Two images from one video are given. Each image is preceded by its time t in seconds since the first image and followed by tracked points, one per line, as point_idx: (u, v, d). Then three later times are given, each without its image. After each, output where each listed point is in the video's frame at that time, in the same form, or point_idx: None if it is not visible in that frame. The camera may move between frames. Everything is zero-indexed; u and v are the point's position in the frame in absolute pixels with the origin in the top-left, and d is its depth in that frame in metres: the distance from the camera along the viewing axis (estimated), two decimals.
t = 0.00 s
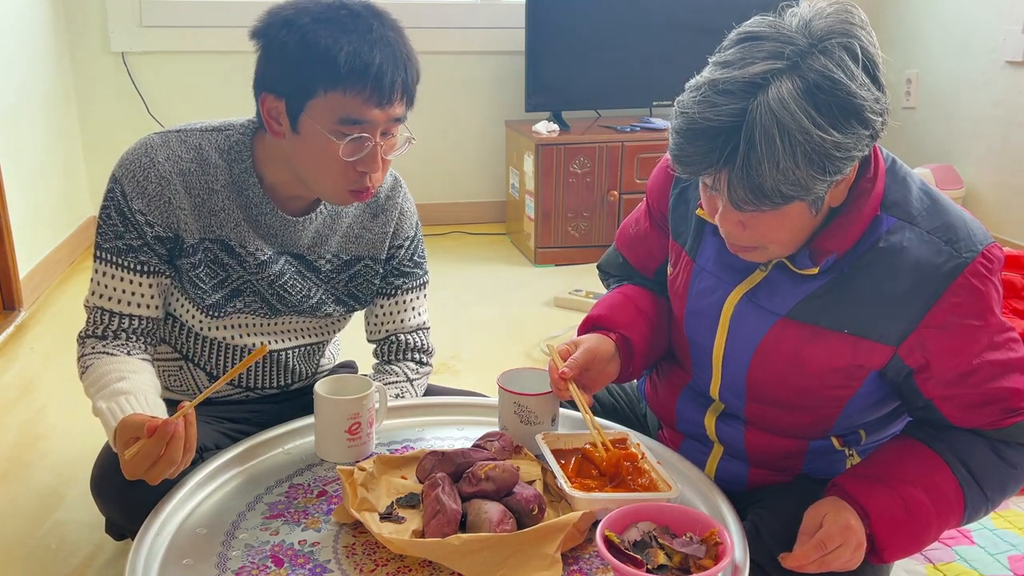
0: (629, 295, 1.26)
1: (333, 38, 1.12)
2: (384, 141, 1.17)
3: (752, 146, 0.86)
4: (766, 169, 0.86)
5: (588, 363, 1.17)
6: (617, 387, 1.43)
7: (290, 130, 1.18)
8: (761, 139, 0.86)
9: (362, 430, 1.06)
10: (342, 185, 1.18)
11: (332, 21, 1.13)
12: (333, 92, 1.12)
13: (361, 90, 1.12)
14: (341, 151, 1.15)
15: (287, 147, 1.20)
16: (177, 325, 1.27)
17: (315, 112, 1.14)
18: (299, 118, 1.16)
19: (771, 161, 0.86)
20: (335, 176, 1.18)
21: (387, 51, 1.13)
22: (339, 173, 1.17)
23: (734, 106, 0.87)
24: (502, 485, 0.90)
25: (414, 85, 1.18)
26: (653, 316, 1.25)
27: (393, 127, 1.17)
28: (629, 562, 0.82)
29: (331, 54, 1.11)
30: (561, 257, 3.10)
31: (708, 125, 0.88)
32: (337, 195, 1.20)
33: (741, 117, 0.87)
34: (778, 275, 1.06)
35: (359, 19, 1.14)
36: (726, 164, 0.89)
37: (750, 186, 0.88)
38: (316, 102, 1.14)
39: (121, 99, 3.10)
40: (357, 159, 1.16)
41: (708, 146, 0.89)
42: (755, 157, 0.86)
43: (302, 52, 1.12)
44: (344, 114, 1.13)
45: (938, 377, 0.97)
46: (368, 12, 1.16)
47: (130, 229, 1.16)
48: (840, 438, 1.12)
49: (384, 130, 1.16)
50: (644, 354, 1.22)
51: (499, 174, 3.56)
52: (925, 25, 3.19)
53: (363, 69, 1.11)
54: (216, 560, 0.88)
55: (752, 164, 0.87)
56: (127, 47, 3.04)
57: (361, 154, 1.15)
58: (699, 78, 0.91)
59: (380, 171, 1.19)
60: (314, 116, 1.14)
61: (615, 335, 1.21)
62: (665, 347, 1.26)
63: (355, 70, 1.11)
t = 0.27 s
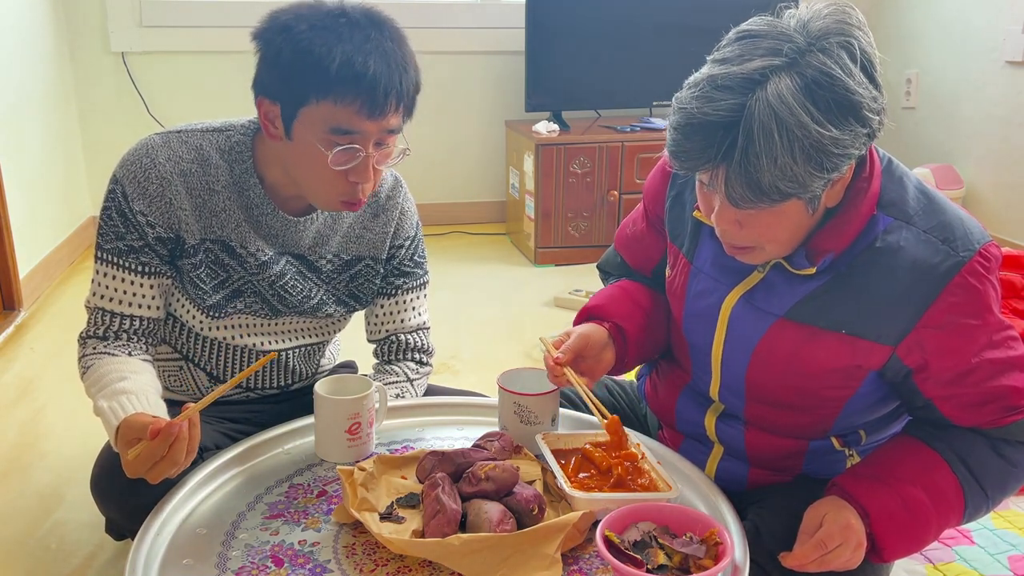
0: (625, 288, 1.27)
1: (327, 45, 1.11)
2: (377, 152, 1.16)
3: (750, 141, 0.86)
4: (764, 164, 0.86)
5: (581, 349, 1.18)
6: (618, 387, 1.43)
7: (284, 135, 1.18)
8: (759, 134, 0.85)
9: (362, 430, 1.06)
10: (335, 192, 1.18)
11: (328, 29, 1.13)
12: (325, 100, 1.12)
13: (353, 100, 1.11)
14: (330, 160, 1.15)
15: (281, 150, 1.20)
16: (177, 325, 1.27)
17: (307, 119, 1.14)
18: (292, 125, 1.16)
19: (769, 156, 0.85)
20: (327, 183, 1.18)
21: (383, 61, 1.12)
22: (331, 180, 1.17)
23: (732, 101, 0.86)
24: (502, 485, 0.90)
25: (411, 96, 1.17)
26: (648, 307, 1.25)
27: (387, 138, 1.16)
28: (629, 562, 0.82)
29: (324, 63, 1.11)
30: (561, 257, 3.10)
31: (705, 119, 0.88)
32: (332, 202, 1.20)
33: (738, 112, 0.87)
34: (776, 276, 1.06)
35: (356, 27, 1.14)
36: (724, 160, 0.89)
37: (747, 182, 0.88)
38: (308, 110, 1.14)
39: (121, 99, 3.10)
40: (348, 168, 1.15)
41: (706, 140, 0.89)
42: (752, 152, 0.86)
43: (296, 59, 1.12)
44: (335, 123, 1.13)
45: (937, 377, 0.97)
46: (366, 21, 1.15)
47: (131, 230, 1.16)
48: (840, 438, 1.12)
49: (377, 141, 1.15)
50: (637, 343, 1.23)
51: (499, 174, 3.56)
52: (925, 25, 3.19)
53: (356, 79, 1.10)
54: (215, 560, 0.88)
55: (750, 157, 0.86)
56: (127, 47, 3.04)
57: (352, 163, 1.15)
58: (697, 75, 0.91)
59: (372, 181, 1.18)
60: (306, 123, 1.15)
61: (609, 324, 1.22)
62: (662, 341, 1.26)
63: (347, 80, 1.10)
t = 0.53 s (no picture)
0: (616, 275, 1.29)
1: (331, 54, 1.11)
2: (378, 160, 1.17)
3: (728, 143, 0.86)
4: (741, 167, 0.86)
5: (570, 325, 1.22)
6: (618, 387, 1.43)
7: (285, 138, 1.18)
8: (737, 136, 0.85)
9: (362, 430, 1.06)
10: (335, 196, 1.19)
11: (332, 37, 1.13)
12: (326, 109, 1.12)
13: (355, 110, 1.11)
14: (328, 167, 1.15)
15: (282, 153, 1.20)
16: (178, 326, 1.27)
17: (308, 126, 1.14)
18: (294, 130, 1.16)
19: (746, 158, 0.85)
20: (327, 188, 1.18)
21: (386, 71, 1.12)
22: (331, 185, 1.17)
23: (711, 103, 0.87)
24: (502, 485, 0.90)
25: (415, 106, 1.17)
26: (637, 293, 1.27)
27: (388, 147, 1.17)
28: (629, 562, 0.82)
29: (327, 71, 1.10)
30: (561, 257, 3.10)
31: (686, 121, 0.88)
32: (331, 206, 1.21)
33: (717, 115, 0.87)
34: (765, 281, 1.06)
35: (361, 36, 1.13)
36: (703, 163, 0.89)
37: (725, 184, 0.88)
38: (310, 117, 1.13)
39: (121, 99, 3.10)
40: (348, 176, 1.15)
41: (685, 141, 0.89)
42: (731, 153, 0.86)
43: (300, 66, 1.12)
44: (336, 132, 1.13)
45: (932, 376, 0.97)
46: (372, 29, 1.15)
47: (134, 230, 1.16)
48: (837, 439, 1.12)
49: (378, 150, 1.16)
50: (627, 326, 1.25)
51: (499, 174, 3.56)
52: (925, 25, 3.19)
53: (359, 89, 1.10)
54: (215, 560, 0.88)
55: (727, 160, 0.86)
56: (127, 47, 3.04)
57: (352, 171, 1.15)
58: (679, 78, 0.91)
59: (371, 188, 1.19)
60: (308, 130, 1.15)
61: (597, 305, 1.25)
62: (653, 327, 1.28)
63: (350, 89, 1.10)
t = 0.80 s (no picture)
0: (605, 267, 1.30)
1: (337, 60, 1.11)
2: (382, 166, 1.17)
3: (699, 146, 0.87)
4: (713, 168, 0.86)
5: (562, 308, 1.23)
6: (617, 387, 1.43)
7: (290, 141, 1.18)
8: (711, 138, 0.86)
9: (362, 429, 1.06)
10: (340, 199, 1.19)
11: (338, 43, 1.13)
12: (331, 114, 1.12)
13: (359, 117, 1.11)
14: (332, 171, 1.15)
15: (288, 155, 1.20)
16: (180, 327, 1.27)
17: (313, 130, 1.14)
18: (299, 134, 1.16)
19: (718, 163, 0.86)
20: (330, 190, 1.18)
21: (392, 77, 1.12)
22: (335, 189, 1.17)
23: (685, 107, 0.87)
24: (502, 485, 0.90)
25: (420, 113, 1.17)
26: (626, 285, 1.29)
27: (392, 153, 1.17)
28: (629, 562, 0.82)
29: (332, 77, 1.10)
30: (562, 257, 3.10)
31: (660, 124, 0.88)
32: (334, 209, 1.21)
33: (690, 117, 0.87)
34: (747, 290, 1.06)
35: (367, 42, 1.13)
36: (673, 166, 0.89)
37: (698, 188, 0.88)
38: (314, 121, 1.13)
39: (121, 99, 3.10)
40: (352, 180, 1.15)
41: (656, 144, 0.89)
42: (701, 155, 0.86)
43: (306, 71, 1.12)
44: (341, 137, 1.13)
45: (921, 379, 0.96)
46: (378, 36, 1.15)
47: (140, 230, 1.16)
48: (830, 442, 1.12)
49: (381, 155, 1.16)
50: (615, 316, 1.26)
51: (500, 174, 3.56)
52: (925, 25, 3.19)
53: (364, 96, 1.10)
54: (216, 560, 0.88)
55: (699, 163, 0.87)
56: (127, 47, 3.04)
57: (357, 175, 1.14)
58: (655, 83, 0.92)
59: (374, 192, 1.19)
60: (312, 134, 1.15)
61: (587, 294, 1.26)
62: (639, 321, 1.30)
63: (355, 95, 1.10)
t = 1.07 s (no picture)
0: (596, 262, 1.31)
1: (343, 63, 1.12)
2: (385, 168, 1.16)
3: (679, 145, 0.87)
4: (692, 166, 0.87)
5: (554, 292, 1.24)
6: (616, 388, 1.43)
7: (295, 142, 1.18)
8: (693, 136, 0.87)
9: (363, 430, 1.06)
10: (341, 201, 1.19)
11: (345, 46, 1.14)
12: (336, 117, 1.12)
13: (363, 120, 1.12)
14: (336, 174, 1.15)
15: (293, 155, 1.20)
16: (184, 328, 1.27)
17: (318, 132, 1.15)
18: (303, 135, 1.16)
19: (698, 164, 0.86)
20: (335, 192, 1.18)
21: (398, 81, 1.13)
22: (339, 191, 1.18)
23: (668, 104, 0.89)
24: (502, 485, 0.90)
25: (424, 119, 1.18)
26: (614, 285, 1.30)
27: (396, 156, 1.17)
28: (629, 562, 0.82)
29: (339, 80, 1.11)
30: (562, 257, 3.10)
31: (643, 115, 0.89)
32: (337, 211, 1.21)
33: (672, 116, 0.88)
34: (727, 300, 1.07)
35: (374, 47, 1.14)
36: (652, 163, 0.90)
37: (676, 190, 0.88)
38: (319, 123, 1.14)
39: (121, 99, 3.10)
40: (355, 182, 1.15)
41: (636, 141, 0.90)
42: (682, 152, 0.87)
43: (313, 73, 1.13)
44: (345, 139, 1.13)
45: (911, 385, 0.96)
46: (386, 40, 1.16)
47: (150, 225, 1.16)
48: (822, 448, 1.12)
49: (386, 158, 1.16)
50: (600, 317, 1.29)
51: (500, 174, 3.55)
52: (925, 25, 3.19)
53: (369, 99, 1.11)
54: (216, 560, 0.88)
55: (677, 160, 0.87)
56: (127, 47, 3.04)
57: (360, 178, 1.14)
58: (642, 82, 0.93)
59: (376, 195, 1.19)
60: (316, 136, 1.15)
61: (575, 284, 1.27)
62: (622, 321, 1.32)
63: (360, 98, 1.11)
